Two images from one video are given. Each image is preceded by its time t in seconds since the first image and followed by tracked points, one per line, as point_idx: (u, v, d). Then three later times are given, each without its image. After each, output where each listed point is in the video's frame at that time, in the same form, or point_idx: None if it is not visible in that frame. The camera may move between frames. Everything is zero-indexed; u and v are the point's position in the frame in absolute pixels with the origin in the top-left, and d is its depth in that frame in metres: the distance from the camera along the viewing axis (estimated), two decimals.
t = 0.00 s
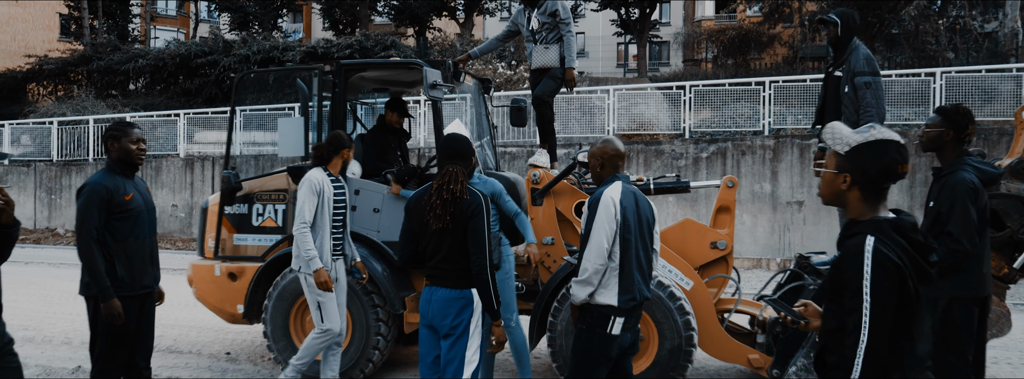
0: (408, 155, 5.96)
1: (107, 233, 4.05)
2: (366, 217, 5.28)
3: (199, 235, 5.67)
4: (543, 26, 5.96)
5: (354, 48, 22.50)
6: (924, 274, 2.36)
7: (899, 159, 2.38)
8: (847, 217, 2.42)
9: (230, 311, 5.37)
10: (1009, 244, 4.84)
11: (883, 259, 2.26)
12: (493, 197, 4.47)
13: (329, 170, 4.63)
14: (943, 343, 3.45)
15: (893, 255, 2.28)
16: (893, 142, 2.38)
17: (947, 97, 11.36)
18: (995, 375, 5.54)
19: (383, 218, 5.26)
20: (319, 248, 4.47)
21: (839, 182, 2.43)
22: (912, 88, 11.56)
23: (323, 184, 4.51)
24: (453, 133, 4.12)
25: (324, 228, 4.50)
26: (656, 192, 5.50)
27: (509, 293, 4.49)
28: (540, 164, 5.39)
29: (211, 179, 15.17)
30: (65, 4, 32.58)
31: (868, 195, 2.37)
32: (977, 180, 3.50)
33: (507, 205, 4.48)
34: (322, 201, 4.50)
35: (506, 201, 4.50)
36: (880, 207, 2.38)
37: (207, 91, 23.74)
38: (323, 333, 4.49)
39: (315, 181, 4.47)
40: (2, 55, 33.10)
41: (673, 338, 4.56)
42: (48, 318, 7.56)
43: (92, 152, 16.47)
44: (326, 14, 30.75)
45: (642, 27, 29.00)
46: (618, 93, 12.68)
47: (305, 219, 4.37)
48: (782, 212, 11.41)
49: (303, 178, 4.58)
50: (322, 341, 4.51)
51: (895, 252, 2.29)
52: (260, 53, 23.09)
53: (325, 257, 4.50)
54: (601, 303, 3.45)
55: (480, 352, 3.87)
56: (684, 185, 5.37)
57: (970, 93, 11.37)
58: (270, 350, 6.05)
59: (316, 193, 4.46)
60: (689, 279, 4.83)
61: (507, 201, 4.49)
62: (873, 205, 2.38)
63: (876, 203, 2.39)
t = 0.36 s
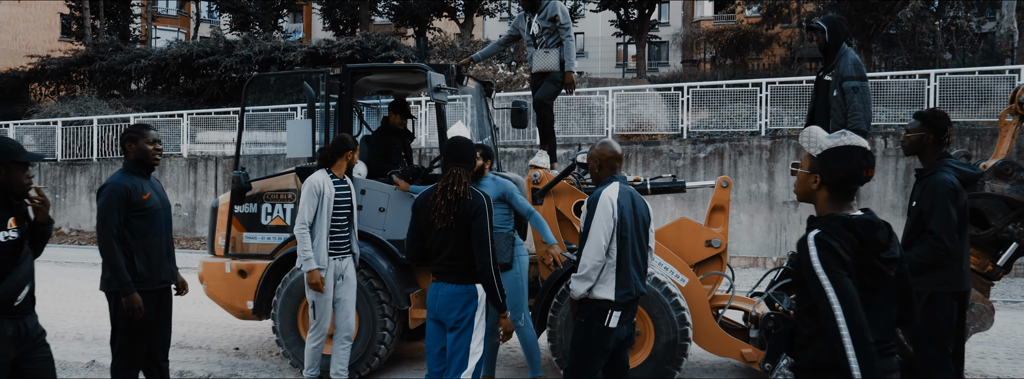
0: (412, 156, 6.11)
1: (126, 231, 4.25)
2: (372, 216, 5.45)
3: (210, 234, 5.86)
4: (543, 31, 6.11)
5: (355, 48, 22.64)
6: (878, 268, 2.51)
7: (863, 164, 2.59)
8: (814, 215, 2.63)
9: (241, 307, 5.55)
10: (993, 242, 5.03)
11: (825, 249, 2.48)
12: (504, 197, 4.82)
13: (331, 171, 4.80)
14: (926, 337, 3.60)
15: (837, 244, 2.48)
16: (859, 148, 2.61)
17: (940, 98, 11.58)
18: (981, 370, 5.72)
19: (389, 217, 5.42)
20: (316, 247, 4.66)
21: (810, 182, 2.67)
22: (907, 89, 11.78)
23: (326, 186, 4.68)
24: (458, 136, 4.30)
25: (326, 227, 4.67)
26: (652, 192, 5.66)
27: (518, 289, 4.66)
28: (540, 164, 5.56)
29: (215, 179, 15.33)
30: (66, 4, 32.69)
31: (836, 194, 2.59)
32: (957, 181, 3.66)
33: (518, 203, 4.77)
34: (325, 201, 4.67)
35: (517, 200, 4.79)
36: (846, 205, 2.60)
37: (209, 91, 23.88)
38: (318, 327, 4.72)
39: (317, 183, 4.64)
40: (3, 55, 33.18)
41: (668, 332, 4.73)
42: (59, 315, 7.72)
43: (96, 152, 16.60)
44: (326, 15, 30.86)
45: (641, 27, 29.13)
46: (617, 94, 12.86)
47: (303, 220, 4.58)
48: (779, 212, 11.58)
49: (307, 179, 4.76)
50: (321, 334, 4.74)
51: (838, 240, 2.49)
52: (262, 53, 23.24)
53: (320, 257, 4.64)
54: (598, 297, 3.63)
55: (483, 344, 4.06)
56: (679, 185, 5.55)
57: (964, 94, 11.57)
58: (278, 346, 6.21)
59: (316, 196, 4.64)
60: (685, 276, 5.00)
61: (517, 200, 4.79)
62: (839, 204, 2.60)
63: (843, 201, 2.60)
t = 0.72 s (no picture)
0: (414, 158, 6.30)
1: (140, 230, 4.41)
2: (375, 216, 5.62)
3: (218, 234, 6.05)
4: (542, 36, 6.29)
5: (355, 49, 22.80)
6: (839, 271, 2.57)
7: (848, 169, 2.71)
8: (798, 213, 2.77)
9: (248, 305, 5.71)
10: (976, 241, 5.22)
11: (776, 245, 2.64)
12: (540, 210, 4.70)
13: (326, 173, 4.92)
14: (910, 330, 3.84)
15: (790, 243, 2.62)
16: (844, 154, 2.72)
17: (933, 100, 11.80)
18: (967, 365, 5.88)
19: (392, 217, 5.59)
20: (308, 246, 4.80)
21: (798, 185, 2.81)
22: (900, 91, 12.00)
23: (322, 188, 4.81)
24: (460, 140, 4.45)
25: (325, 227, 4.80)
26: (648, 192, 5.83)
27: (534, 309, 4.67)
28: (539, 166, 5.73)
29: (217, 179, 15.49)
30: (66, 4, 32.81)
31: (821, 193, 2.72)
32: (935, 182, 3.83)
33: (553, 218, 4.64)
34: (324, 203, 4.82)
35: (553, 213, 4.68)
36: (830, 206, 2.72)
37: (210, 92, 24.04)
38: (315, 319, 4.88)
39: (311, 187, 4.78)
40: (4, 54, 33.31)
41: (663, 329, 4.91)
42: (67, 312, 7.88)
43: (98, 152, 16.74)
44: (326, 15, 30.99)
45: (639, 28, 29.29)
46: (615, 96, 13.03)
47: (300, 223, 4.73)
48: (774, 212, 11.77)
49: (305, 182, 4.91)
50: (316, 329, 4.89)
51: (792, 239, 2.62)
52: (263, 54, 23.38)
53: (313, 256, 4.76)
54: (595, 294, 3.80)
55: (484, 337, 4.32)
56: (673, 186, 5.73)
57: (956, 96, 11.77)
58: (283, 342, 6.37)
59: (311, 200, 4.77)
60: (679, 274, 5.16)
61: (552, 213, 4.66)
62: (825, 203, 2.73)
63: (828, 200, 2.73)
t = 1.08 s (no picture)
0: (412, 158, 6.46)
1: (147, 230, 4.57)
2: (374, 215, 5.78)
3: (221, 233, 6.21)
4: (535, 42, 6.44)
5: (352, 50, 22.92)
6: (794, 266, 2.81)
7: (816, 172, 2.89)
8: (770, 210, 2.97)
9: (250, 302, 5.89)
10: (956, 240, 5.37)
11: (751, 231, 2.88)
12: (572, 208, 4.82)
13: (323, 173, 5.09)
14: (884, 323, 4.09)
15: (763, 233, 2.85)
16: (813, 158, 2.90)
17: (922, 102, 12.02)
18: (947, 359, 6.07)
19: (391, 216, 5.75)
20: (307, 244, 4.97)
21: (771, 186, 3.00)
22: (889, 93, 12.22)
23: (319, 188, 4.97)
24: (456, 143, 4.61)
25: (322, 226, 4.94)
26: (638, 193, 6.01)
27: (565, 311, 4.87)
28: (534, 167, 5.91)
29: (215, 179, 15.63)
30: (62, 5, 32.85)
31: (790, 193, 2.92)
32: (908, 183, 4.06)
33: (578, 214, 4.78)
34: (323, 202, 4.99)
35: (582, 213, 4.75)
36: (799, 206, 2.93)
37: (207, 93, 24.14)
38: (316, 315, 5.05)
39: (310, 186, 4.94)
40: None
41: (653, 324, 5.08)
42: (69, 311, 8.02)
43: (96, 153, 16.87)
44: (322, 16, 31.09)
45: (634, 29, 29.49)
46: (609, 97, 13.19)
47: (301, 221, 4.89)
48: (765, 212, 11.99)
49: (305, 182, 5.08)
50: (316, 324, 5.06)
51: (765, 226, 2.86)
52: (260, 54, 23.50)
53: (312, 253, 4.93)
54: (585, 290, 3.97)
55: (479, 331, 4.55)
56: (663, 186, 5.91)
57: (944, 97, 12.00)
58: (284, 339, 6.53)
59: (310, 198, 4.93)
60: (668, 272, 5.35)
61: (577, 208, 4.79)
62: (795, 203, 2.93)
63: (798, 201, 2.93)
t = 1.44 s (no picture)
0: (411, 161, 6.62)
1: (153, 231, 4.73)
2: (372, 216, 5.95)
3: (221, 234, 6.37)
4: (528, 47, 6.65)
5: (345, 51, 23.00)
6: (764, 264, 3.01)
7: (791, 176, 3.09)
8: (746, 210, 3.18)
9: (251, 301, 6.05)
10: (933, 239, 5.59)
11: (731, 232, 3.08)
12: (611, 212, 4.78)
13: (324, 175, 5.26)
14: (860, 318, 4.29)
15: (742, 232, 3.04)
16: (787, 164, 3.10)
17: (907, 103, 12.29)
18: (925, 354, 6.29)
19: (388, 217, 5.93)
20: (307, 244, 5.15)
21: (749, 189, 3.22)
22: (875, 94, 12.48)
23: (320, 190, 5.16)
24: (452, 146, 4.78)
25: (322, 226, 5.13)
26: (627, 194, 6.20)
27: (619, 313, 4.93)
28: (526, 169, 6.10)
29: (211, 180, 15.76)
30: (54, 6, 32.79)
31: (765, 196, 3.12)
32: (883, 185, 4.29)
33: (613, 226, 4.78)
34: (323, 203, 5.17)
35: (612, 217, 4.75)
36: (774, 207, 3.13)
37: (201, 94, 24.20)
38: (316, 312, 5.21)
39: (312, 187, 5.15)
40: None
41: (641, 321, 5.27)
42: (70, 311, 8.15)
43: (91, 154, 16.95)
44: (315, 17, 31.12)
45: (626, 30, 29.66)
46: (601, 98, 13.37)
47: (303, 221, 5.05)
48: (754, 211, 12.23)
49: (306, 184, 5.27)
50: (315, 322, 5.22)
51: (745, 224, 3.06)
52: (253, 56, 23.62)
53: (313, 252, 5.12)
54: (573, 287, 4.16)
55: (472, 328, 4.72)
56: (651, 187, 6.09)
57: (929, 99, 12.28)
58: (283, 336, 6.69)
59: (312, 199, 5.13)
60: (656, 270, 5.53)
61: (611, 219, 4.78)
62: (770, 204, 3.13)
63: (772, 203, 3.13)
